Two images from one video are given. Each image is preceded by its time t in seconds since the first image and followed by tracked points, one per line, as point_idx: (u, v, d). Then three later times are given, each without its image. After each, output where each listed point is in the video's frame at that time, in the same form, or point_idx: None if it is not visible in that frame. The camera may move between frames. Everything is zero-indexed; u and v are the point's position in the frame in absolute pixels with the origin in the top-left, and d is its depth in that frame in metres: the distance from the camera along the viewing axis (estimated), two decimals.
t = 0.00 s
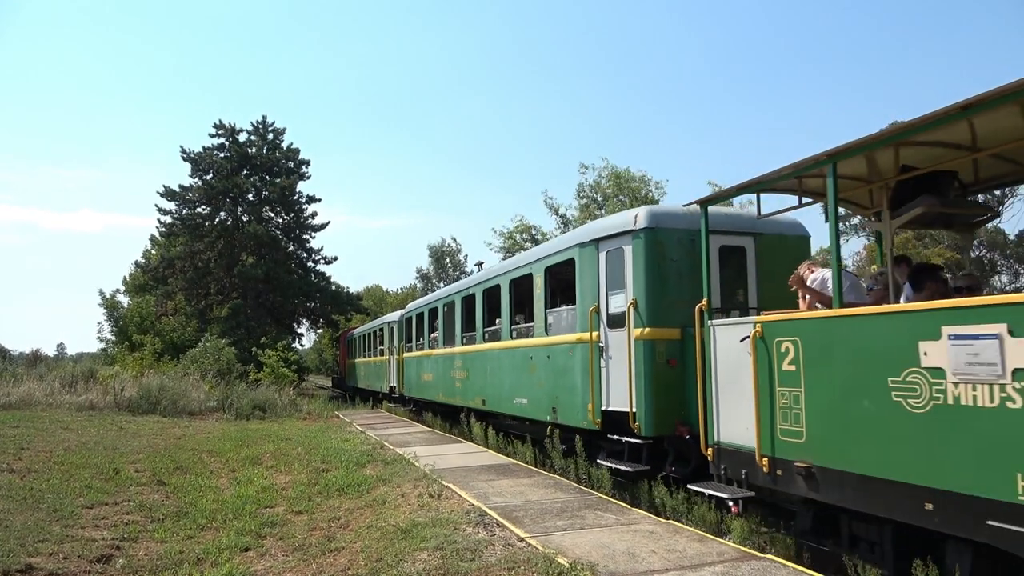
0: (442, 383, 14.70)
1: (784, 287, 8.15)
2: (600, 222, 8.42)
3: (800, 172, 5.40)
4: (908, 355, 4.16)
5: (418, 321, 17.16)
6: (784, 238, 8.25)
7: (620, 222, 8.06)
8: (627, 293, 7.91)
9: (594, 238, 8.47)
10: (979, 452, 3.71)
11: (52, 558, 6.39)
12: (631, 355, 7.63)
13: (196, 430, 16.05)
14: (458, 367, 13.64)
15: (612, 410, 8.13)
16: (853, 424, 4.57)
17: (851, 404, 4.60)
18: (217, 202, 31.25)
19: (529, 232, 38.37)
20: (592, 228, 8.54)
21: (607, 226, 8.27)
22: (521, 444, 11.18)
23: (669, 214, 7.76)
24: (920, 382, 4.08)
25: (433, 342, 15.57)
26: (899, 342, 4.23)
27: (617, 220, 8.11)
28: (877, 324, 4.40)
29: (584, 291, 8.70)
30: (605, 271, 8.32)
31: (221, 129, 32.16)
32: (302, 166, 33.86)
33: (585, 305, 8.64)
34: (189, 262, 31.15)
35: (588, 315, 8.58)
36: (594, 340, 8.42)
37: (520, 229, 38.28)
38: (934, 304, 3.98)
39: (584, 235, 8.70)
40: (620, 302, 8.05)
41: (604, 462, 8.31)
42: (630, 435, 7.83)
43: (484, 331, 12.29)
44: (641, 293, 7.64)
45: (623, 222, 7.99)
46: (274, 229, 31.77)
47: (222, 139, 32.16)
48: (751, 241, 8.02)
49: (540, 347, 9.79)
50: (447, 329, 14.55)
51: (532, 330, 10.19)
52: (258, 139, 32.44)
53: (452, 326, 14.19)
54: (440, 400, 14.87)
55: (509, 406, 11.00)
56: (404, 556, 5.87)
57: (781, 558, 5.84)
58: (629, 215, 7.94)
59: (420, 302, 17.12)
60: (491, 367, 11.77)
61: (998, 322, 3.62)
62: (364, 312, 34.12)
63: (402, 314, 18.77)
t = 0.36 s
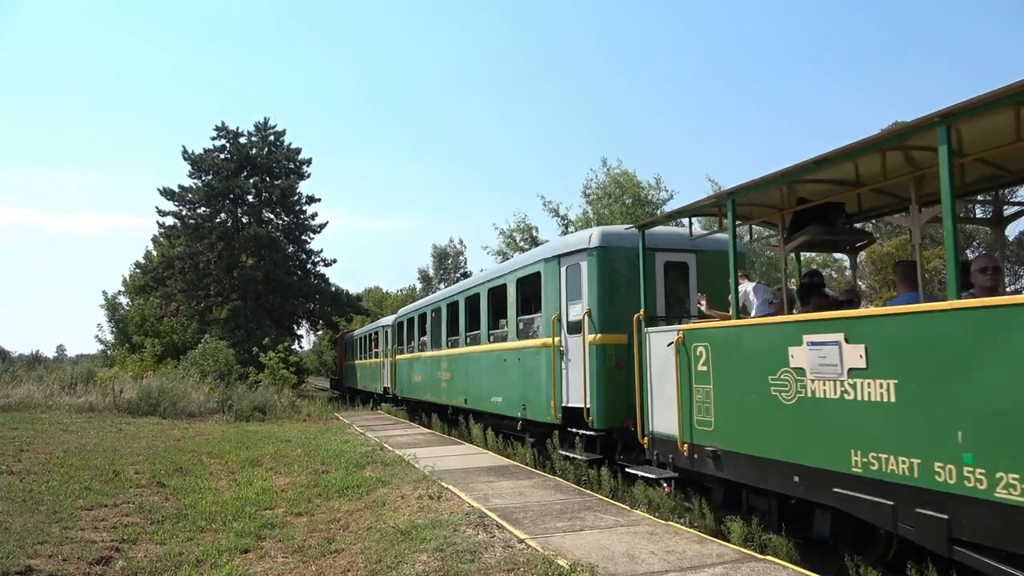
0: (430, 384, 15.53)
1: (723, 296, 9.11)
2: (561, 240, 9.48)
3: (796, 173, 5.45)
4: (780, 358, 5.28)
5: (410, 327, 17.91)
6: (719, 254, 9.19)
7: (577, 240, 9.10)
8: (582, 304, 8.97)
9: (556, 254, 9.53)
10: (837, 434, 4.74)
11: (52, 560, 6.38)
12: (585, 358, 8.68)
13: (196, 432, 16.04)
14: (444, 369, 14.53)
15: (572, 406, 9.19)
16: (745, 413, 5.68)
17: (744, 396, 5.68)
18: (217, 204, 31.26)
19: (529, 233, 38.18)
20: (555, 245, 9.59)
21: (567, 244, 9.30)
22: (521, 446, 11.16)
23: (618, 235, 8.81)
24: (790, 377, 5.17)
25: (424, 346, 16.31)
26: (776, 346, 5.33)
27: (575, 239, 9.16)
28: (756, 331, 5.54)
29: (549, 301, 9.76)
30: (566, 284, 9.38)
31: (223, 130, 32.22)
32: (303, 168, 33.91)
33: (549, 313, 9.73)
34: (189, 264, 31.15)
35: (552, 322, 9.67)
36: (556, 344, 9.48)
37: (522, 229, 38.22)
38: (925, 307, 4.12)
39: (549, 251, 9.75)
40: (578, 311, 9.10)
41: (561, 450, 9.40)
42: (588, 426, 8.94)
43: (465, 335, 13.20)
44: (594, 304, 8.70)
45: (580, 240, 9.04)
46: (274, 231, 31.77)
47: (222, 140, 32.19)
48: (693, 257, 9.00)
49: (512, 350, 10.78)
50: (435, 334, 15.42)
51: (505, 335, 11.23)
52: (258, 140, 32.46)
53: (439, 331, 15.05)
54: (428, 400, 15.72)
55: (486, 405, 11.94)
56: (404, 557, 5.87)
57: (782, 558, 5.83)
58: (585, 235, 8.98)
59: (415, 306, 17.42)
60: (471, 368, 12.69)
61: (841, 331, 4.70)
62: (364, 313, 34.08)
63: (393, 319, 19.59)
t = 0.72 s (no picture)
0: (419, 385, 16.32)
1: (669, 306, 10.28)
2: (530, 256, 10.64)
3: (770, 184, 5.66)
4: (695, 360, 6.28)
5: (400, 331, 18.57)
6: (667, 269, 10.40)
7: (543, 257, 10.27)
8: (547, 312, 10.08)
9: (525, 268, 10.66)
10: (731, 421, 5.74)
11: (52, 562, 6.38)
12: (549, 361, 9.75)
13: (196, 434, 16.03)
14: (431, 370, 15.40)
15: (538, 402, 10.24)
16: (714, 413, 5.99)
17: (666, 390, 6.73)
18: (218, 205, 31.25)
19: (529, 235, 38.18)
20: (525, 260, 10.76)
21: (534, 259, 10.46)
22: (521, 447, 11.13)
23: (579, 251, 9.98)
24: (699, 376, 6.18)
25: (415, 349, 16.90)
26: (689, 349, 6.37)
27: (542, 255, 10.32)
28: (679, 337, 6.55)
29: (519, 310, 10.89)
30: (533, 294, 10.51)
31: (224, 132, 32.24)
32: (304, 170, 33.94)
33: (519, 321, 10.83)
34: (189, 266, 31.16)
35: (522, 329, 10.74)
36: (523, 349, 10.57)
37: (523, 231, 38.22)
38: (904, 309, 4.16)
39: (520, 266, 10.90)
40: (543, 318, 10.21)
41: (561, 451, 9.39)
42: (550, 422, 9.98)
43: (450, 340, 14.10)
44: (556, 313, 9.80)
45: (545, 256, 10.20)
46: (274, 233, 31.77)
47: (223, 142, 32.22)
48: (645, 272, 10.21)
49: (490, 354, 11.75)
50: (423, 339, 16.26)
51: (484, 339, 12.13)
52: (259, 142, 32.47)
53: (427, 336, 15.84)
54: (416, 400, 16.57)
55: (468, 404, 12.88)
56: (404, 559, 5.87)
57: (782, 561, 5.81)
58: (550, 252, 10.16)
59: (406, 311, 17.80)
60: (455, 370, 13.60)
61: (733, 338, 5.74)
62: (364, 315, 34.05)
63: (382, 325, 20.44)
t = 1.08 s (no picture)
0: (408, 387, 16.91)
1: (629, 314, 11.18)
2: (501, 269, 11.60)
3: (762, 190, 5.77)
4: (634, 362, 7.43)
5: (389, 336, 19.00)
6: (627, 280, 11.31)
7: (513, 270, 11.24)
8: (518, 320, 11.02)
9: (498, 280, 11.61)
10: (665, 413, 6.78)
11: (51, 563, 6.37)
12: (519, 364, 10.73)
13: (195, 435, 16.01)
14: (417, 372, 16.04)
15: (510, 401, 11.21)
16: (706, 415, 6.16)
17: (613, 389, 7.87)
18: (219, 207, 31.26)
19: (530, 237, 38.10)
20: (497, 272, 11.73)
21: (505, 272, 11.41)
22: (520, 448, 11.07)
23: (543, 264, 10.94)
24: (635, 377, 7.37)
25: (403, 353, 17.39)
26: (629, 354, 7.54)
27: (512, 269, 11.28)
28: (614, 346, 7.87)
29: (493, 318, 11.84)
30: (506, 303, 11.44)
31: (224, 133, 32.22)
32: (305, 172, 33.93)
33: (494, 327, 11.78)
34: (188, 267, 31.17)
35: (497, 335, 11.67)
36: (497, 353, 11.52)
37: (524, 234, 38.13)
38: (892, 314, 4.27)
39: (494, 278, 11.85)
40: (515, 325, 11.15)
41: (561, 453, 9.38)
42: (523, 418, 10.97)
43: (435, 344, 14.83)
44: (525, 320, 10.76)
45: (515, 270, 11.16)
46: (274, 234, 31.75)
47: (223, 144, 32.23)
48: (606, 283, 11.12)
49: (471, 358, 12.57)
50: (409, 342, 16.89)
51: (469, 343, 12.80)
52: (259, 143, 32.46)
53: (414, 340, 16.42)
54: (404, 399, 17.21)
55: (451, 403, 13.66)
56: (404, 561, 5.87)
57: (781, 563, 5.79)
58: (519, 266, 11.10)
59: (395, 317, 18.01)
60: (439, 372, 14.34)
61: (662, 344, 6.86)
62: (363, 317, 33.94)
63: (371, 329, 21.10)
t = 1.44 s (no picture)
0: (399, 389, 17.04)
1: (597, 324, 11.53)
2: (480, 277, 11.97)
3: (752, 195, 5.74)
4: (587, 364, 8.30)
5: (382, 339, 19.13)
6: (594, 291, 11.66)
7: (490, 279, 11.61)
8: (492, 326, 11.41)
9: (476, 288, 11.99)
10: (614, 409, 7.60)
11: (51, 566, 6.37)
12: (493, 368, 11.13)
13: (195, 437, 16.01)
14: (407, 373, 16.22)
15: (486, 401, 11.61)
16: (700, 414, 6.11)
17: (571, 388, 8.75)
18: (218, 208, 31.29)
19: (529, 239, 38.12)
20: (477, 281, 12.10)
21: (483, 281, 11.78)
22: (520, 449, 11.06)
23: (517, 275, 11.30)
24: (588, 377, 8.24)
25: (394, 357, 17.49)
26: (585, 357, 8.41)
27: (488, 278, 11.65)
28: (581, 348, 8.56)
29: (472, 323, 12.23)
30: (483, 311, 11.80)
31: (224, 135, 32.23)
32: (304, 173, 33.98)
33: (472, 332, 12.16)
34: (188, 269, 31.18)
35: (475, 340, 12.05)
36: (475, 356, 11.91)
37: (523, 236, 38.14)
38: (894, 313, 4.21)
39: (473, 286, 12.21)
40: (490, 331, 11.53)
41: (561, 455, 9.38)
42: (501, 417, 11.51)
43: (422, 346, 15.09)
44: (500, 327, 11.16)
45: (491, 280, 11.54)
46: (273, 236, 31.77)
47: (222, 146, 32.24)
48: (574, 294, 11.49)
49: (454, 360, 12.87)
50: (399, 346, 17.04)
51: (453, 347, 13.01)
52: (258, 145, 32.49)
53: (405, 343, 16.56)
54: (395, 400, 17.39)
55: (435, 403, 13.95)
56: (404, 563, 5.87)
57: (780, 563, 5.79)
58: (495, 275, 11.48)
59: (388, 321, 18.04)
60: (425, 374, 14.60)
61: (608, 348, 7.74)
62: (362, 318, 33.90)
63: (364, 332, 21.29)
